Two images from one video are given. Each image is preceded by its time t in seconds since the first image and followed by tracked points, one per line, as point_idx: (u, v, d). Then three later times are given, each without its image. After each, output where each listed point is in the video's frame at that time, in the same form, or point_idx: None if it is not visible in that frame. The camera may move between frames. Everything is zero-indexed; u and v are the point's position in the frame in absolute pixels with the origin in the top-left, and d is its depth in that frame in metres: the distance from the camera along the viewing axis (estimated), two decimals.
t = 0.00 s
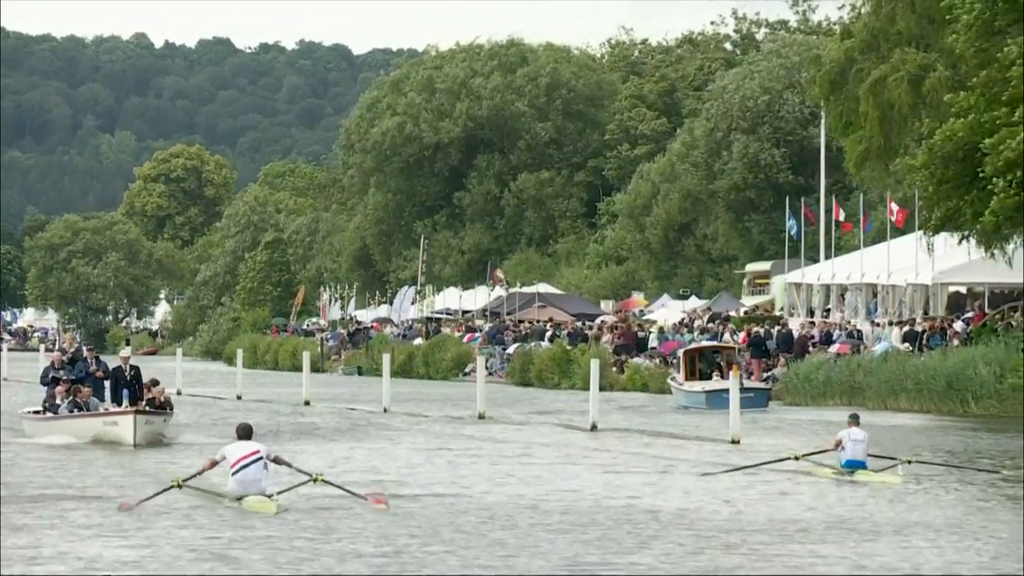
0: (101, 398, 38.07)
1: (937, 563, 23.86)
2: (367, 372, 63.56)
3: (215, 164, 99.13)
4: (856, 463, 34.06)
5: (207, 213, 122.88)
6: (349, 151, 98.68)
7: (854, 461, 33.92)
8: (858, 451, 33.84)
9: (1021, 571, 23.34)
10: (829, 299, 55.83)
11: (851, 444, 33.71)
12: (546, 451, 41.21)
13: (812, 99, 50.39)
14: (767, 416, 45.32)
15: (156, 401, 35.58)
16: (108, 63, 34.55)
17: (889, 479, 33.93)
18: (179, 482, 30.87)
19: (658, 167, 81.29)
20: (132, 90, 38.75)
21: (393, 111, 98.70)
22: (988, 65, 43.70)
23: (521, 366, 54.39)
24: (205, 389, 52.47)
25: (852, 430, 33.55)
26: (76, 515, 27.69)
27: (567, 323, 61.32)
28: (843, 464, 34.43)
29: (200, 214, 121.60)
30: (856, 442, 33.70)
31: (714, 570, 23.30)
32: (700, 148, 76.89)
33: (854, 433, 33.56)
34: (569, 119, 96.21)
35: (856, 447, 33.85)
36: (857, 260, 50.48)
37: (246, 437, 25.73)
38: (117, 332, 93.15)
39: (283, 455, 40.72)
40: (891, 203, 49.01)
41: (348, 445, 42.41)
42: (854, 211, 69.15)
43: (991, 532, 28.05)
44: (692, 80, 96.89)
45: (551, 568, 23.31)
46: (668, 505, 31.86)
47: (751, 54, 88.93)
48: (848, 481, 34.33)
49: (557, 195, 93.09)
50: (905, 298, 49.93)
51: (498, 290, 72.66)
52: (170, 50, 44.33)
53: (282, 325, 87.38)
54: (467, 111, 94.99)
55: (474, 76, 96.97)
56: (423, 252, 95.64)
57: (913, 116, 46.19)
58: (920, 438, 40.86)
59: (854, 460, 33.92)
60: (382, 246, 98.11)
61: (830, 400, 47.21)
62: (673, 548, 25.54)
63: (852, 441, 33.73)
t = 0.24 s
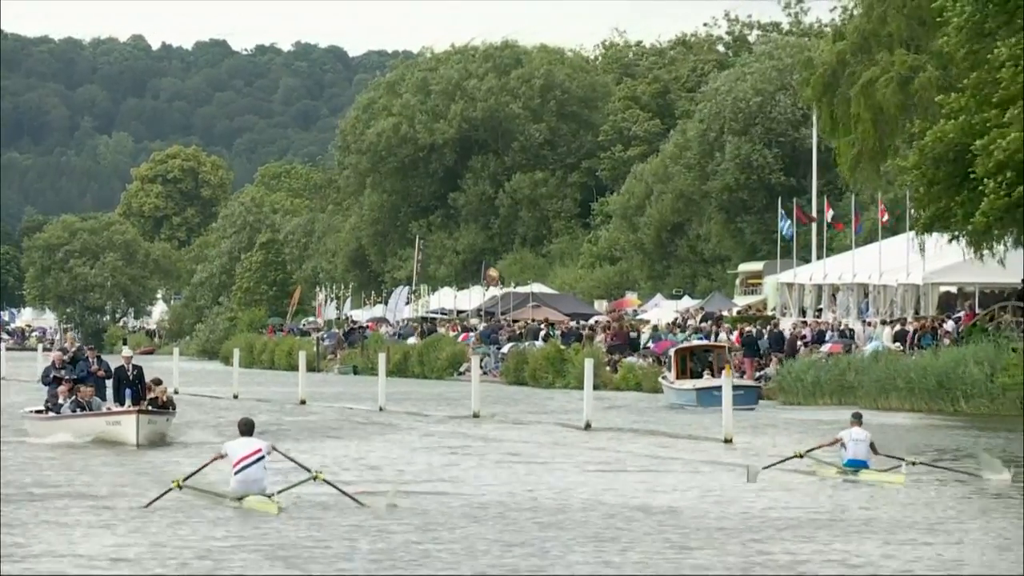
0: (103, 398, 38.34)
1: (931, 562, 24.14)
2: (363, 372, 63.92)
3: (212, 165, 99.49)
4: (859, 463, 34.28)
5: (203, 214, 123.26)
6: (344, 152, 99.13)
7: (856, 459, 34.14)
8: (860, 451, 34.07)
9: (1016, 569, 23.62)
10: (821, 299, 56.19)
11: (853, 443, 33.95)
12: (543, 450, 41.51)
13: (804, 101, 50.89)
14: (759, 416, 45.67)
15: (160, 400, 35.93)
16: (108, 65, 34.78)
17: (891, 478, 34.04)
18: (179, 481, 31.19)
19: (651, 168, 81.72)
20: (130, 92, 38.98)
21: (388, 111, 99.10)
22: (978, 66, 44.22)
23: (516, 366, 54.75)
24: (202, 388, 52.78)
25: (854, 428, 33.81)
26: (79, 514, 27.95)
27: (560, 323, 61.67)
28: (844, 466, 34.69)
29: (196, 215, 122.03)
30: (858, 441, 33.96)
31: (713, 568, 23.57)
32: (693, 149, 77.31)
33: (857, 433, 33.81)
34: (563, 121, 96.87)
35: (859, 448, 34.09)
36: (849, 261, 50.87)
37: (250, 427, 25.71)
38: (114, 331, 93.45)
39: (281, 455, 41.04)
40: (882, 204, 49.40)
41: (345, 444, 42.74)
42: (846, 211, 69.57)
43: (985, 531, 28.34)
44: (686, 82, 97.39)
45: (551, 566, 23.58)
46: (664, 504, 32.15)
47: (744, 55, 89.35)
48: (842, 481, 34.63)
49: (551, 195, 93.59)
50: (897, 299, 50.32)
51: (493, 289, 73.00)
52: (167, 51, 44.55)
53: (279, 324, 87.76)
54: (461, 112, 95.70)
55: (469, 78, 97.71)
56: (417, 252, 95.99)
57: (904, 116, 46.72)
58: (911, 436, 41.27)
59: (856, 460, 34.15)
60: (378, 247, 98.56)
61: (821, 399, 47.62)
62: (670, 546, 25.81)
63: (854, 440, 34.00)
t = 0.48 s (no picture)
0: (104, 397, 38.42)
1: (929, 561, 24.37)
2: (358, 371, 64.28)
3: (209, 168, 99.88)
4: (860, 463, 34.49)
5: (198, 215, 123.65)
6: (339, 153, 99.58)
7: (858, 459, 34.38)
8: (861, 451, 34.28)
9: (1013, 568, 23.87)
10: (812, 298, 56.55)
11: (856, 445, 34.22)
12: (538, 449, 41.75)
13: (796, 102, 51.35)
14: (750, 415, 46.05)
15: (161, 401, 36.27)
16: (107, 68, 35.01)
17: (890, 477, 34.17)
18: (177, 480, 31.47)
19: (644, 169, 82.21)
20: (127, 93, 39.20)
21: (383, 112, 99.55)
22: (968, 68, 44.71)
23: (510, 365, 55.08)
24: (199, 387, 53.09)
25: (854, 426, 34.07)
26: (80, 513, 28.14)
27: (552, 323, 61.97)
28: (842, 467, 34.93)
29: (192, 216, 122.45)
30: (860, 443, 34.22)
31: (711, 567, 23.81)
32: (686, 150, 77.77)
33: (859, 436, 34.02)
34: (557, 121, 97.76)
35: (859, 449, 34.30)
36: (840, 261, 51.23)
37: (253, 425, 25.39)
38: (110, 330, 93.85)
39: (278, 454, 41.33)
40: (873, 205, 49.76)
41: (341, 443, 43.05)
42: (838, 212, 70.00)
43: (979, 530, 28.58)
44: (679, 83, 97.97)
45: (551, 565, 23.81)
46: (660, 503, 32.40)
47: (736, 57, 89.86)
48: (834, 482, 34.91)
49: (545, 195, 94.14)
50: (888, 298, 50.68)
51: (487, 289, 73.36)
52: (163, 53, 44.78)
53: (275, 324, 88.22)
54: (456, 113, 96.38)
55: (463, 79, 98.62)
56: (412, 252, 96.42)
57: (894, 117, 47.20)
58: (902, 435, 41.64)
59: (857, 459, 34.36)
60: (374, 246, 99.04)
61: (814, 398, 47.99)
62: (668, 545, 26.04)
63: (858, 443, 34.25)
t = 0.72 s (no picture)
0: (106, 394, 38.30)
1: (928, 558, 24.66)
2: (353, 369, 64.71)
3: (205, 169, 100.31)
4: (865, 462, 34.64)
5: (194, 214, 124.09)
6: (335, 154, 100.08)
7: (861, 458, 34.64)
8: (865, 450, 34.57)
9: (1011, 563, 24.16)
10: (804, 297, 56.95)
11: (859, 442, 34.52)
12: (535, 448, 42.03)
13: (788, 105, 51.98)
14: (743, 413, 46.52)
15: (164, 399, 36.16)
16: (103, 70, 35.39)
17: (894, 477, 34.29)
18: (175, 477, 31.80)
19: (636, 170, 82.72)
20: (123, 94, 39.57)
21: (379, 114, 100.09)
22: (957, 69, 45.32)
23: (504, 364, 55.51)
24: (195, 385, 53.46)
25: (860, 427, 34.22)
26: (85, 510, 28.38)
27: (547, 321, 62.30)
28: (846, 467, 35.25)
29: (188, 216, 122.86)
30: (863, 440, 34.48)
31: (714, 564, 24.07)
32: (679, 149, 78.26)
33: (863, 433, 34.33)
34: (551, 122, 98.31)
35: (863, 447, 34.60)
36: (831, 260, 51.66)
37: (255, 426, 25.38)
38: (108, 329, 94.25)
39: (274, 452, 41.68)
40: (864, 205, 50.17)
41: (337, 441, 43.40)
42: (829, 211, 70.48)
43: (975, 527, 28.86)
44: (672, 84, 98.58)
45: (554, 562, 24.08)
46: (658, 501, 32.68)
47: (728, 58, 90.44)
48: (829, 480, 35.21)
49: (539, 195, 94.72)
50: (879, 298, 51.09)
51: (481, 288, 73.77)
52: (159, 55, 45.15)
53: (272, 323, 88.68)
54: (450, 114, 96.73)
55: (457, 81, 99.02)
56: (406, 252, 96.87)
57: (884, 118, 47.84)
58: (892, 433, 42.07)
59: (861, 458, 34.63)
60: (369, 245, 99.55)
61: (804, 397, 48.43)
62: (668, 542, 26.33)
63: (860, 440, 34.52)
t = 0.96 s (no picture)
0: (109, 395, 38.48)
1: (929, 556, 24.81)
2: (349, 368, 65.03)
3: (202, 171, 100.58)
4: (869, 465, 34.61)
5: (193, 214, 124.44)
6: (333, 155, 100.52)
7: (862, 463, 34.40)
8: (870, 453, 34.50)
9: (1012, 563, 24.32)
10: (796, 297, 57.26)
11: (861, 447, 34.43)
12: (533, 447, 42.20)
13: (782, 107, 52.57)
14: (735, 411, 46.88)
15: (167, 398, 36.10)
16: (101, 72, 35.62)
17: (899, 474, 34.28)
18: (173, 475, 32.06)
19: (630, 172, 83.14)
20: (122, 93, 39.80)
21: (375, 115, 100.50)
22: (951, 70, 45.85)
23: (499, 364, 55.84)
24: (192, 384, 53.77)
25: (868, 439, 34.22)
26: (89, 508, 28.51)
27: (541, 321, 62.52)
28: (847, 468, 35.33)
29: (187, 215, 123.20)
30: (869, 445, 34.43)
31: (715, 563, 24.23)
32: (672, 150, 78.63)
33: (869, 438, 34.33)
34: (545, 122, 98.72)
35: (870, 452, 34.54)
36: (824, 260, 52.02)
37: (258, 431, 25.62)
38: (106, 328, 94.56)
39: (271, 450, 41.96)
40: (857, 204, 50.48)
41: (335, 440, 43.68)
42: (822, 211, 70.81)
43: (974, 526, 29.03)
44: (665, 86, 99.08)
45: (557, 562, 24.23)
46: (652, 499, 32.96)
47: (721, 59, 90.86)
48: (826, 479, 35.39)
49: (534, 195, 95.15)
50: (871, 298, 51.43)
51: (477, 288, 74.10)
52: (156, 56, 45.40)
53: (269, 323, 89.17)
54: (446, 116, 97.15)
55: (453, 82, 99.44)
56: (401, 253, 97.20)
57: (875, 118, 48.42)
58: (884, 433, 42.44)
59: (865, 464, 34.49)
60: (366, 246, 99.91)
61: (796, 395, 48.86)
62: (670, 542, 26.48)
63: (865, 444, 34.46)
